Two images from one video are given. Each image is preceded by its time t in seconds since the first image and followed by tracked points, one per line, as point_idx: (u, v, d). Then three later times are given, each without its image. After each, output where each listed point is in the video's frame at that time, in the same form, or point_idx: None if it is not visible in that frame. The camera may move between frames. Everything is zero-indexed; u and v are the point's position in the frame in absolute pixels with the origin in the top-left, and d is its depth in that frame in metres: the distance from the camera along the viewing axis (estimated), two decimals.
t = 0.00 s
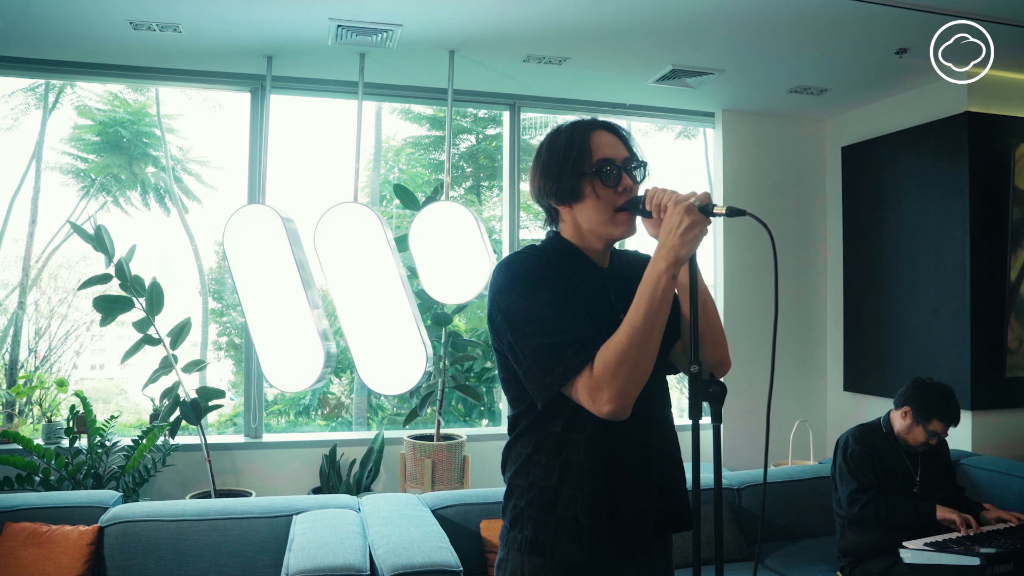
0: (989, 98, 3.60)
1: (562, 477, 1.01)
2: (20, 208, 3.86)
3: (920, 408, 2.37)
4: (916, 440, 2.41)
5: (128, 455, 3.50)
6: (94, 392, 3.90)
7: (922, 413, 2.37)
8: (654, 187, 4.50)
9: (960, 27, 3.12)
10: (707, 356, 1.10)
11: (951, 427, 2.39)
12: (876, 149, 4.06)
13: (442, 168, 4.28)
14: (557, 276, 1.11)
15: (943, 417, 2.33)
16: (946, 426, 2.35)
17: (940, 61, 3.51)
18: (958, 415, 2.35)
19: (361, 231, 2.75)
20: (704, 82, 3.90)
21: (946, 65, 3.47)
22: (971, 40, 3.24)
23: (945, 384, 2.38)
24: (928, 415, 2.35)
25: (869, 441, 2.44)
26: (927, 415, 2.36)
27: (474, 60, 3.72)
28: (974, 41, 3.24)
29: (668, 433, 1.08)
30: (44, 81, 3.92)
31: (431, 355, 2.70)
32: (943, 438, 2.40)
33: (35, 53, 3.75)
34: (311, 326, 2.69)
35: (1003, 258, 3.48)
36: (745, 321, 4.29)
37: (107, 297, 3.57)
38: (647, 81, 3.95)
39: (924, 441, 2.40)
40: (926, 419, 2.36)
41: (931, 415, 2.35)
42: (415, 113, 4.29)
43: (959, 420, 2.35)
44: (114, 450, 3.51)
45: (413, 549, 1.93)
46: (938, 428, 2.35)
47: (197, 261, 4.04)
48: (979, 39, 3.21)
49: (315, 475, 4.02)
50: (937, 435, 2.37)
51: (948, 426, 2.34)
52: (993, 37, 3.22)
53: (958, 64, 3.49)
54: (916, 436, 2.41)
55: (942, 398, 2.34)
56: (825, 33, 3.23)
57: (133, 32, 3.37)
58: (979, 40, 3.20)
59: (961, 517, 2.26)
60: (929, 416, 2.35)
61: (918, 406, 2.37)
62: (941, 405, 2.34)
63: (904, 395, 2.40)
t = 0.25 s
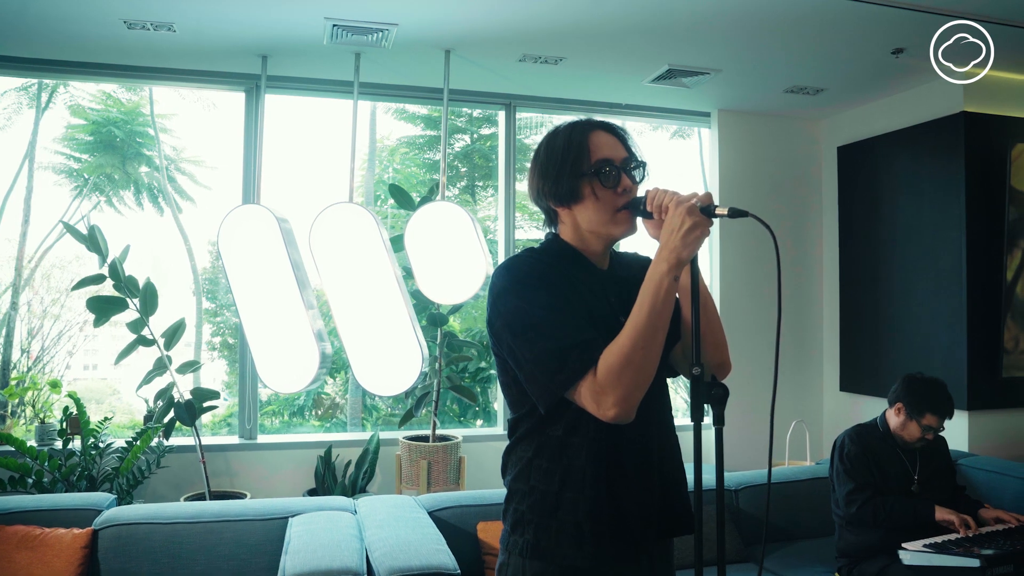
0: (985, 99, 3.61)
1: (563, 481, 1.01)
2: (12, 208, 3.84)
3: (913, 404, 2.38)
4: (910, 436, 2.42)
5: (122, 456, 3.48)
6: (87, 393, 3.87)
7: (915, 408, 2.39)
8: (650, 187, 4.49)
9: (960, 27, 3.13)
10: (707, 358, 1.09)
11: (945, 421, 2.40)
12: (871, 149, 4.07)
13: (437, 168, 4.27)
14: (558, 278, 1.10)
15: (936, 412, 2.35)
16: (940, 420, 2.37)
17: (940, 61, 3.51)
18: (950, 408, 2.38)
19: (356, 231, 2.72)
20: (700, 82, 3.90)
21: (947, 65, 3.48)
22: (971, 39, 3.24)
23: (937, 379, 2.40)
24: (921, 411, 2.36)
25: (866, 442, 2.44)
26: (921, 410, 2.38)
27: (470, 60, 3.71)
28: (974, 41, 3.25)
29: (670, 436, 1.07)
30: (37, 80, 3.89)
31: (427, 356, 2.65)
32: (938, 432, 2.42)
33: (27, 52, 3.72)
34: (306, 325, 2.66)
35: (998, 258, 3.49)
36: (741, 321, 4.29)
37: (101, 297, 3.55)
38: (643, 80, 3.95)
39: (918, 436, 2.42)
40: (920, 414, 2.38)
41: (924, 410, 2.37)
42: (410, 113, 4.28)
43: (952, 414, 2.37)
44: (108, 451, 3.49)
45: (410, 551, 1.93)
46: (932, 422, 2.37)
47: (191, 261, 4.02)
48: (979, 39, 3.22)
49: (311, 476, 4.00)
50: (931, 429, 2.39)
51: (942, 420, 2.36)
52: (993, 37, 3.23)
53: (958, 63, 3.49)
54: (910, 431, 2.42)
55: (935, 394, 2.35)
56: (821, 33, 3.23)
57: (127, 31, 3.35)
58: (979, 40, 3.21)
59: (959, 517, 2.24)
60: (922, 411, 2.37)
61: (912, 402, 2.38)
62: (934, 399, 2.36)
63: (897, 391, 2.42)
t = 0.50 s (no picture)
0: (977, 99, 3.62)
1: (564, 485, 1.00)
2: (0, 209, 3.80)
3: (919, 411, 2.36)
4: (916, 442, 2.41)
5: (113, 458, 3.46)
6: (76, 393, 3.84)
7: (921, 415, 2.36)
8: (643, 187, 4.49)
9: (960, 27, 3.12)
10: (706, 360, 1.08)
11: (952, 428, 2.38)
12: (865, 150, 4.08)
13: (429, 168, 4.26)
14: (558, 281, 1.10)
15: (942, 418, 2.33)
16: (946, 427, 2.34)
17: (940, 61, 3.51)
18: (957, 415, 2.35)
19: (349, 231, 2.68)
20: (694, 82, 3.90)
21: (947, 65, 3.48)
22: (970, 39, 3.24)
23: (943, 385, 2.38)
24: (926, 418, 2.34)
25: (868, 445, 2.43)
26: (927, 417, 2.36)
27: (464, 59, 3.70)
28: (974, 41, 3.24)
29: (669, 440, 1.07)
30: (25, 79, 3.86)
31: (421, 357, 2.61)
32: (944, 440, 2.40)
33: (16, 50, 3.69)
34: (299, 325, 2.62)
35: (991, 258, 3.51)
36: (734, 321, 4.30)
37: (91, 298, 3.52)
38: (638, 80, 3.95)
39: (924, 442, 2.39)
40: (927, 421, 2.36)
41: (931, 417, 2.34)
42: (401, 112, 4.26)
43: (958, 421, 2.34)
44: (99, 453, 3.46)
45: (405, 554, 1.92)
46: (938, 429, 2.34)
47: (182, 261, 3.99)
48: (979, 38, 3.21)
49: (303, 477, 3.98)
50: (937, 435, 2.37)
51: (947, 427, 2.34)
52: (993, 36, 3.23)
53: (959, 62, 3.48)
54: (916, 437, 2.40)
55: (940, 401, 2.34)
56: (815, 34, 3.24)
57: (118, 30, 3.32)
58: (979, 40, 3.20)
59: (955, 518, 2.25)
60: (929, 418, 2.35)
61: (916, 409, 2.37)
62: (940, 406, 2.34)
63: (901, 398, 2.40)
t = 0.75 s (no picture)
0: (969, 101, 3.64)
1: (565, 487, 1.00)
2: None
3: (929, 419, 2.33)
4: (923, 448, 2.40)
5: (102, 459, 3.42)
6: (63, 393, 3.80)
7: (930, 423, 2.34)
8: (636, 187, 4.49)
9: (960, 27, 3.12)
10: (707, 362, 1.08)
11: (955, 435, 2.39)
12: (857, 151, 4.10)
13: (420, 167, 4.25)
14: (558, 283, 1.09)
15: (950, 426, 2.31)
16: (952, 435, 2.35)
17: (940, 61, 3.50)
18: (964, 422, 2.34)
19: (341, 230, 2.65)
20: (687, 82, 3.90)
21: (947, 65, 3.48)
22: (971, 39, 3.22)
23: (950, 391, 2.36)
24: (936, 426, 2.32)
25: (874, 447, 2.41)
26: (935, 425, 2.34)
27: (457, 58, 3.69)
28: (973, 40, 3.23)
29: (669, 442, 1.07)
30: (12, 76, 3.82)
31: (414, 357, 2.58)
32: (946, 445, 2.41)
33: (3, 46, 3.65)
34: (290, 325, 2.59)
35: (981, 260, 3.52)
36: (726, 322, 4.31)
37: (80, 297, 3.48)
38: (631, 80, 3.95)
39: (931, 447, 2.40)
40: (935, 430, 2.34)
41: (939, 425, 2.33)
42: (392, 111, 4.24)
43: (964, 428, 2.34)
44: (87, 454, 3.43)
45: (400, 556, 1.91)
46: (945, 436, 2.34)
47: (171, 260, 3.96)
48: (978, 39, 3.20)
49: (294, 478, 3.95)
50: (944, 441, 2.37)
51: (953, 435, 2.34)
52: (992, 37, 3.23)
53: (959, 62, 3.47)
54: (923, 443, 2.40)
55: (949, 408, 2.32)
56: (809, 35, 3.24)
57: (108, 26, 3.29)
58: (979, 40, 3.19)
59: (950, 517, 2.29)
60: (937, 426, 2.33)
61: (924, 416, 2.34)
62: (948, 413, 2.32)
63: (909, 405, 2.36)
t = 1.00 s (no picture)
0: (965, 101, 3.65)
1: (570, 489, 1.01)
2: None
3: (940, 425, 2.34)
4: (931, 453, 2.42)
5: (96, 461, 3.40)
6: (55, 394, 3.77)
7: (941, 430, 2.35)
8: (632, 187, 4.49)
9: (960, 27, 3.12)
10: (711, 361, 1.07)
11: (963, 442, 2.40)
12: (853, 151, 4.10)
13: (415, 167, 4.24)
14: (562, 284, 1.09)
15: (961, 434, 2.33)
16: (962, 443, 2.36)
17: (940, 61, 3.51)
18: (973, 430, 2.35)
19: (337, 230, 2.62)
20: (683, 82, 3.90)
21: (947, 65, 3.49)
22: (970, 39, 3.23)
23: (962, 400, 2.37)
24: (947, 433, 2.34)
25: (883, 449, 2.42)
26: (945, 432, 2.35)
27: (453, 58, 3.68)
28: (972, 40, 3.24)
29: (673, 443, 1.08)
30: (3, 75, 3.78)
31: (410, 357, 2.56)
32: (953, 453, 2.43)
33: None
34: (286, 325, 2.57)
35: (977, 259, 3.53)
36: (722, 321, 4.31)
37: (73, 298, 3.45)
38: (627, 80, 3.94)
39: (939, 453, 2.41)
40: (944, 437, 2.35)
41: (949, 432, 2.34)
42: (386, 111, 4.23)
43: (973, 437, 2.36)
44: (81, 456, 3.40)
45: (399, 558, 1.89)
46: (955, 444, 2.35)
47: (164, 260, 3.94)
48: (977, 39, 3.21)
49: (290, 480, 3.93)
50: (953, 449, 2.38)
51: (963, 443, 2.35)
52: (992, 37, 3.23)
53: (959, 62, 3.48)
54: (932, 449, 2.41)
55: (960, 415, 2.34)
56: (805, 34, 3.24)
57: (102, 25, 3.27)
58: (979, 40, 3.19)
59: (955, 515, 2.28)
60: (947, 433, 2.34)
61: (936, 423, 2.35)
62: (959, 420, 2.34)
63: (921, 410, 2.37)
